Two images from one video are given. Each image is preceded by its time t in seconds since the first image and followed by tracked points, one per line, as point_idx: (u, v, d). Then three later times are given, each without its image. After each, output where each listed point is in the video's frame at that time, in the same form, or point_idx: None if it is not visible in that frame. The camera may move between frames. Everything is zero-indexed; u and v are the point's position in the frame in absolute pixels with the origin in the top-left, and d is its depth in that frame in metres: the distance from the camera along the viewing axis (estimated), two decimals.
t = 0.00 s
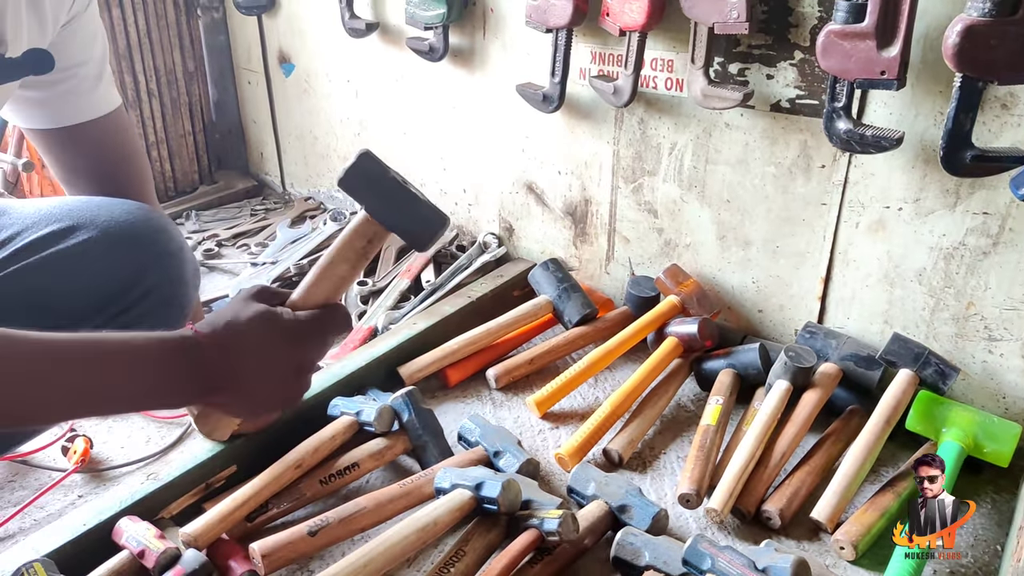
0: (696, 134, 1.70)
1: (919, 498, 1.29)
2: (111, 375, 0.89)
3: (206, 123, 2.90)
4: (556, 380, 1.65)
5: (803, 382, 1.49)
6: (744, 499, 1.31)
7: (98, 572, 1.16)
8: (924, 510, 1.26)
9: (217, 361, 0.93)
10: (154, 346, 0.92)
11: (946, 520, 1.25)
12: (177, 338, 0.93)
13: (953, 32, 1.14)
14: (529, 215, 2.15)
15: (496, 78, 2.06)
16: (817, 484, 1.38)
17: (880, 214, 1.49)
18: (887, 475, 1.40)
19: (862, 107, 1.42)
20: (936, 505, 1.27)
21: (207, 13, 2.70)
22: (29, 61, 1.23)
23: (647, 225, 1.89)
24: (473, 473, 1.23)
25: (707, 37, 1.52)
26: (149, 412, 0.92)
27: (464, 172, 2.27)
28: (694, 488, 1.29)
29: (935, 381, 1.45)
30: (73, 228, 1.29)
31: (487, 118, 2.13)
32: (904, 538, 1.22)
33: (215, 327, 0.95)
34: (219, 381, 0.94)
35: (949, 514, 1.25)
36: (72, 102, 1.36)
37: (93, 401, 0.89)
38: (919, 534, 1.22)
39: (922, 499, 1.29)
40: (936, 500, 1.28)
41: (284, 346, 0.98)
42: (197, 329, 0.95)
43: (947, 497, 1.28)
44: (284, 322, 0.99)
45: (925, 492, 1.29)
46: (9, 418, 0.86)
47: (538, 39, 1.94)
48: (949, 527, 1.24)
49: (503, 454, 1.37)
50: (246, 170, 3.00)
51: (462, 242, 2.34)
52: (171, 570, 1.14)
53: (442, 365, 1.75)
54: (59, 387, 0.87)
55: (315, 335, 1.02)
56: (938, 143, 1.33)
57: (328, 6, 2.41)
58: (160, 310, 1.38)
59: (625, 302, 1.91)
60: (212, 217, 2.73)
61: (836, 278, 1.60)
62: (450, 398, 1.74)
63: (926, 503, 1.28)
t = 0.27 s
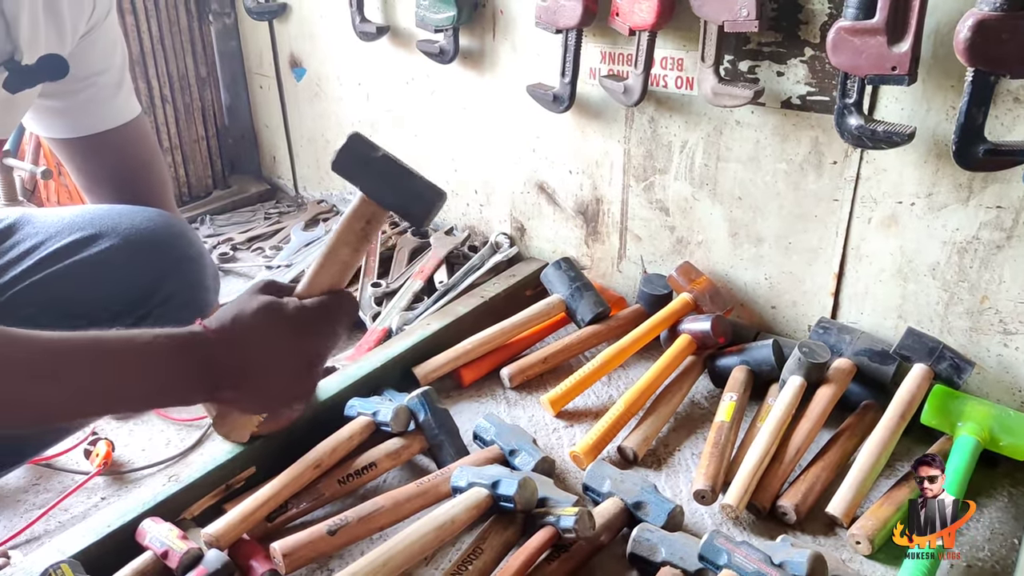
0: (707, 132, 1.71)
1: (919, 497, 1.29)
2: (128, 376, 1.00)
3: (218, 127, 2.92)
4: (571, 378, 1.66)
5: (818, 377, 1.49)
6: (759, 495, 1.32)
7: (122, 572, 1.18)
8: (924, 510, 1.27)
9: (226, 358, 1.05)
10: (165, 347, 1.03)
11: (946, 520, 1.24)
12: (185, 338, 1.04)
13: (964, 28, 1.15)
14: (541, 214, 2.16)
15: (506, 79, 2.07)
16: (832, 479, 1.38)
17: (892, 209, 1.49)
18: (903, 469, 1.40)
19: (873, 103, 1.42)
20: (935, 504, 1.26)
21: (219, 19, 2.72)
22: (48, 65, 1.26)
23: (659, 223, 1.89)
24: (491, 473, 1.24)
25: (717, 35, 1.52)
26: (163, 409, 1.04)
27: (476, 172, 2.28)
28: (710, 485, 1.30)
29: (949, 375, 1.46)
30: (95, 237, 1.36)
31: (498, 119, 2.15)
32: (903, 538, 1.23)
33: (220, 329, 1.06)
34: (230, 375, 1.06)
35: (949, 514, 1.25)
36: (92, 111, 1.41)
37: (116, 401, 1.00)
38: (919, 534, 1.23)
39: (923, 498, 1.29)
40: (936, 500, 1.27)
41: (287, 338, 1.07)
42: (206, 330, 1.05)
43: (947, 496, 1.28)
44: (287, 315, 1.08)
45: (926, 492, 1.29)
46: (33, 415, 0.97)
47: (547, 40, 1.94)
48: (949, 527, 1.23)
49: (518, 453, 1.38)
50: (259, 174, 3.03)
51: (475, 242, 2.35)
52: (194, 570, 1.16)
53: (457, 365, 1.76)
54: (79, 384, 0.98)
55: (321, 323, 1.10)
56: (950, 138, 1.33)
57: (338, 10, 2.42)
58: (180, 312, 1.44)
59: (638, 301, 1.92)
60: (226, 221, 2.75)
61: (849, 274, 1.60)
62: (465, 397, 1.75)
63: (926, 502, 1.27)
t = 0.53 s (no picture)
0: (711, 132, 1.71)
1: (919, 497, 1.29)
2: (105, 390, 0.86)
3: (224, 126, 2.93)
4: (574, 377, 1.67)
5: (820, 377, 1.50)
6: (761, 493, 1.32)
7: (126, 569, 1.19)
8: (924, 510, 1.27)
9: (209, 379, 0.89)
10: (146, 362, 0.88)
11: (946, 520, 1.25)
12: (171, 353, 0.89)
13: (966, 28, 1.15)
14: (545, 213, 2.17)
15: (511, 78, 2.08)
16: (834, 478, 1.38)
17: (895, 209, 1.50)
18: (904, 468, 1.41)
19: (876, 103, 1.43)
20: (935, 504, 1.27)
21: (225, 17, 2.74)
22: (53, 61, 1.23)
23: (662, 222, 1.90)
24: (493, 472, 1.24)
25: (721, 35, 1.53)
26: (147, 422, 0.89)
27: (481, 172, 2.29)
28: (712, 483, 1.31)
29: (951, 374, 1.47)
30: (100, 234, 1.32)
31: (502, 118, 2.15)
32: (904, 538, 1.24)
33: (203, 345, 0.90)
34: (214, 395, 0.89)
35: (949, 514, 1.25)
36: (97, 109, 1.39)
37: (88, 413, 0.87)
38: (919, 535, 1.24)
39: (923, 498, 1.29)
40: (936, 500, 1.28)
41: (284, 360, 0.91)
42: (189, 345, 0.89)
43: (947, 496, 1.28)
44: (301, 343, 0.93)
45: (926, 492, 1.30)
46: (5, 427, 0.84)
47: (552, 39, 1.95)
48: (949, 527, 1.24)
49: (521, 451, 1.39)
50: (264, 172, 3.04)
51: (479, 241, 2.36)
52: (196, 567, 1.17)
53: (460, 363, 1.77)
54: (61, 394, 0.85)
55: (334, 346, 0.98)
56: (952, 138, 1.34)
57: (344, 8, 2.43)
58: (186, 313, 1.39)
59: (642, 300, 1.93)
60: (231, 219, 2.76)
61: (852, 273, 1.60)
62: (468, 396, 1.76)
63: (926, 502, 1.28)
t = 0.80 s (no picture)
0: (704, 136, 1.71)
1: (919, 497, 1.31)
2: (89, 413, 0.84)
3: (219, 127, 2.93)
4: (566, 381, 1.67)
5: (811, 380, 1.50)
6: (751, 497, 1.33)
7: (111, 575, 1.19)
8: (924, 510, 1.29)
9: (191, 412, 0.90)
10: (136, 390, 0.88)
11: (946, 520, 1.26)
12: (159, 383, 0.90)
13: (954, 34, 1.15)
14: (540, 217, 2.17)
15: (506, 82, 2.08)
16: (824, 482, 1.39)
17: (886, 214, 1.50)
18: (894, 473, 1.42)
19: (867, 108, 1.43)
20: (935, 504, 1.29)
21: (220, 19, 2.74)
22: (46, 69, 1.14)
23: (656, 226, 1.90)
24: (483, 474, 1.25)
25: (713, 40, 1.53)
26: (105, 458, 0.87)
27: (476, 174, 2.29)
28: (702, 488, 1.31)
29: (940, 378, 1.48)
30: (86, 237, 1.16)
31: (497, 121, 2.16)
32: (904, 539, 1.24)
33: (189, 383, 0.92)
34: (179, 435, 0.90)
35: (949, 514, 1.27)
36: (87, 110, 1.22)
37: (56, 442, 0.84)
38: (919, 534, 1.25)
39: (923, 499, 1.31)
40: (936, 500, 1.30)
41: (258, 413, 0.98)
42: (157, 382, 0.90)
43: (947, 497, 1.30)
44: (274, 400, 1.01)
45: (925, 492, 1.31)
46: None
47: (547, 43, 1.95)
48: (949, 527, 1.26)
49: (513, 456, 1.40)
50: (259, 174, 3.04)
51: (474, 244, 2.36)
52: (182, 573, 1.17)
53: (453, 367, 1.77)
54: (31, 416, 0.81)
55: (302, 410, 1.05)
56: (941, 143, 1.34)
57: (339, 11, 2.43)
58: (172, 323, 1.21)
59: (635, 304, 1.93)
60: (225, 221, 2.76)
61: (844, 278, 1.61)
62: (461, 399, 1.76)
63: (926, 502, 1.30)
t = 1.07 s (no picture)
0: (689, 137, 1.72)
1: (919, 497, 1.29)
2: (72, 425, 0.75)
3: (206, 128, 2.91)
4: (552, 382, 1.67)
5: (795, 380, 1.51)
6: (736, 497, 1.33)
7: None
8: (924, 510, 1.27)
9: (181, 425, 0.80)
10: (125, 403, 0.79)
11: (946, 519, 1.27)
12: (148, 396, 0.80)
13: (933, 36, 1.17)
14: (527, 217, 2.17)
15: (492, 82, 2.08)
16: (809, 481, 1.40)
17: (868, 214, 1.51)
18: (878, 471, 1.43)
19: (849, 109, 1.44)
20: (935, 504, 1.28)
21: (206, 19, 2.73)
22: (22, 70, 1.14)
23: (642, 226, 1.91)
24: (467, 477, 1.25)
25: (697, 41, 1.53)
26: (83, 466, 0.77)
27: (463, 175, 2.29)
28: (687, 488, 1.31)
29: (923, 377, 1.49)
30: (60, 242, 1.09)
31: (483, 122, 2.15)
32: (904, 538, 1.21)
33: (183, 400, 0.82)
34: (168, 449, 0.80)
35: (949, 513, 1.27)
36: (63, 112, 1.20)
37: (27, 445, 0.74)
38: (919, 534, 1.23)
39: (922, 498, 1.29)
40: (936, 500, 1.29)
41: (257, 439, 0.85)
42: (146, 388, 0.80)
43: (946, 497, 1.29)
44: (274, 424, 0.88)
45: (926, 492, 1.30)
46: None
47: (533, 43, 1.95)
48: (948, 527, 1.26)
49: (498, 457, 1.40)
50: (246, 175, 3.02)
51: (462, 245, 2.36)
52: None
53: (440, 369, 1.77)
54: None
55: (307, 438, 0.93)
56: (922, 144, 1.35)
57: (325, 11, 2.43)
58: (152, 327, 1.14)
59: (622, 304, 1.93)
60: (212, 223, 2.75)
61: (828, 277, 1.62)
62: (447, 401, 1.76)
63: (926, 502, 1.28)
